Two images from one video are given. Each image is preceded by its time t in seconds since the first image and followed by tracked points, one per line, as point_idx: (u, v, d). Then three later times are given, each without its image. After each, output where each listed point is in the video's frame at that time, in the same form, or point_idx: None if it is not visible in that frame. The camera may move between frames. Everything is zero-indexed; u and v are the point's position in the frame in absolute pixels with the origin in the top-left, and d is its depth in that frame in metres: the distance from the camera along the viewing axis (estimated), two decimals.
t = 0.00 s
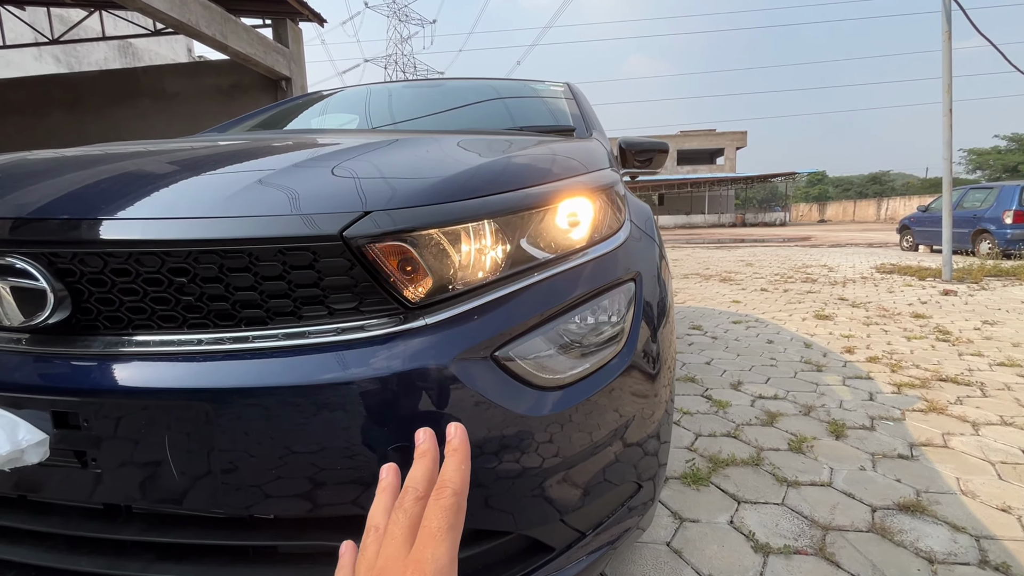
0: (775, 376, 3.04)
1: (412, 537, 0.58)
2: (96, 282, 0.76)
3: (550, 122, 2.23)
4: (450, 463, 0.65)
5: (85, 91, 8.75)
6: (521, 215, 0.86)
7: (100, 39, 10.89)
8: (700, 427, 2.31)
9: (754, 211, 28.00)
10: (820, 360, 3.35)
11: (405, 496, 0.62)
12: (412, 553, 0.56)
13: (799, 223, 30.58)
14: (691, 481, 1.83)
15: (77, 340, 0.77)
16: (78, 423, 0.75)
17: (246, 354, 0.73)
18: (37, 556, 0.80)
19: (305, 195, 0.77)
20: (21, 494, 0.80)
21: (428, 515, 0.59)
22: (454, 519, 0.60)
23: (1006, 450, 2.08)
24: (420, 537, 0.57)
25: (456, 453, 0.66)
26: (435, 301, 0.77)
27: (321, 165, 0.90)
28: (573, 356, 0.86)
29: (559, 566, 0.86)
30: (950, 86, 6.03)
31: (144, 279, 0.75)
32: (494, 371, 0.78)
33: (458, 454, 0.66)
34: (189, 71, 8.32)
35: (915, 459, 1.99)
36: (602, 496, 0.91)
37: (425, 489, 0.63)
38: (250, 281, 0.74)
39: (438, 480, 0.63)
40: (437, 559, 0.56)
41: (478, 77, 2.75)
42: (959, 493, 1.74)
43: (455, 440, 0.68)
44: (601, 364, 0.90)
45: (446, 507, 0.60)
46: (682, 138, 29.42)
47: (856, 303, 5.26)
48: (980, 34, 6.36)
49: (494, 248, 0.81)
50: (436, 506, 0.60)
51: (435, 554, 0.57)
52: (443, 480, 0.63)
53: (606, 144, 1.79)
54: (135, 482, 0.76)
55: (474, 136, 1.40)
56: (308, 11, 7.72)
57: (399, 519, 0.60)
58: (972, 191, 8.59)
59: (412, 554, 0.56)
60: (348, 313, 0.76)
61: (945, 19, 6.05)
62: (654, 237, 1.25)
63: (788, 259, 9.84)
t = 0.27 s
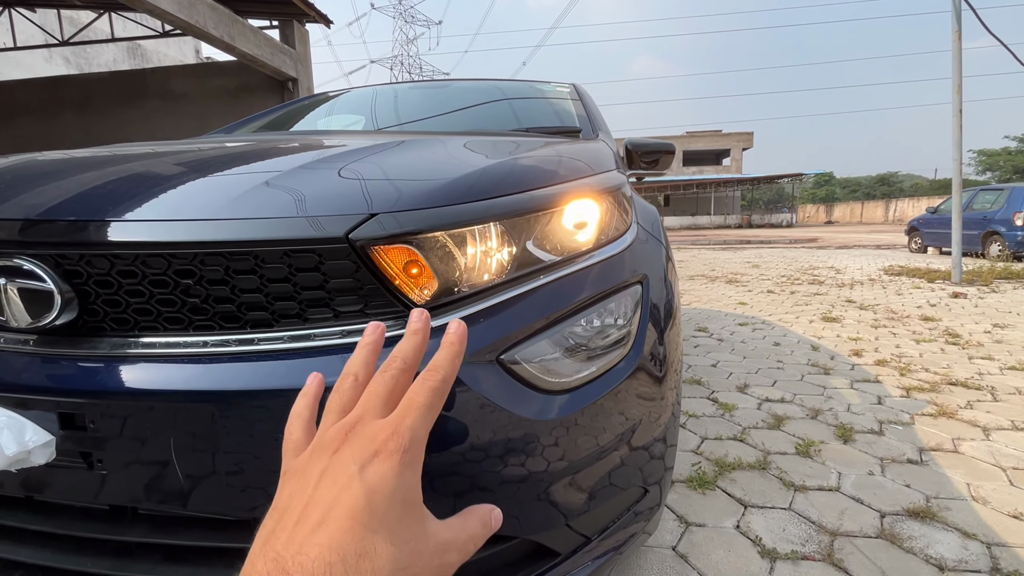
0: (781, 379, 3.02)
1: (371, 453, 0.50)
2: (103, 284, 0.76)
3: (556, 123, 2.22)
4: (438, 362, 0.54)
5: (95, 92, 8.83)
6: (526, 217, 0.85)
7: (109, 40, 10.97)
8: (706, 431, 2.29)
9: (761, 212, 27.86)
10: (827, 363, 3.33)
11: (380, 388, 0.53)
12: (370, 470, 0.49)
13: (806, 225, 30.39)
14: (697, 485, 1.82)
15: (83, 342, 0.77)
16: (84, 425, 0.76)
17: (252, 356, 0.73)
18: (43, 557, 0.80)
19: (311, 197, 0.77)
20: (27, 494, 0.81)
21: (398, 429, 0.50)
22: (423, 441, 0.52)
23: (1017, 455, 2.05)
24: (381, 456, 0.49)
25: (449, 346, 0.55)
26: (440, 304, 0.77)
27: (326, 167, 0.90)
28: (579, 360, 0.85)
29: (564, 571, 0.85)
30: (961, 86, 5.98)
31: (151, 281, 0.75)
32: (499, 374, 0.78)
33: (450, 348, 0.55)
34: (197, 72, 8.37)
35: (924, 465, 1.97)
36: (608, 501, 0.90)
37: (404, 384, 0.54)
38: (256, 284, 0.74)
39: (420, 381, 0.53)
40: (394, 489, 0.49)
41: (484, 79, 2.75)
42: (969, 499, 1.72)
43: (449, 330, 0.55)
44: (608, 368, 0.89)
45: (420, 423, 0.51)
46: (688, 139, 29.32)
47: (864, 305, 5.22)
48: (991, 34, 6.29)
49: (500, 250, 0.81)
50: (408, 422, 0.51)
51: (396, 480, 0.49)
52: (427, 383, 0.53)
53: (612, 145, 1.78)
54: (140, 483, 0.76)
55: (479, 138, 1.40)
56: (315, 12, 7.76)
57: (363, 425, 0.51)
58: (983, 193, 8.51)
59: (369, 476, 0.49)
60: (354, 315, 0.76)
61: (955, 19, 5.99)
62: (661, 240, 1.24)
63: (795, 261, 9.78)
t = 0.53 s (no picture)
0: (788, 383, 3.00)
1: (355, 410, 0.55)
2: (113, 293, 0.77)
3: (562, 127, 2.22)
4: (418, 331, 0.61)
5: (104, 94, 8.91)
6: (533, 225, 0.85)
7: (118, 43, 11.07)
8: (711, 436, 2.28)
9: (767, 215, 27.74)
10: (834, 368, 3.30)
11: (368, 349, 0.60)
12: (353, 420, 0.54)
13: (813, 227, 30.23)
14: (702, 491, 1.81)
15: (93, 349, 0.78)
16: (94, 432, 0.76)
17: (260, 365, 0.74)
18: (52, 561, 0.81)
19: (319, 206, 0.78)
20: (38, 499, 0.81)
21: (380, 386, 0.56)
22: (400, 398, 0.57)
23: None
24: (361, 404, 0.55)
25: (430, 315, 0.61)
26: (446, 313, 0.77)
27: (333, 175, 0.91)
28: (585, 368, 0.86)
29: None
30: (971, 88, 5.93)
31: (160, 289, 0.76)
32: (505, 382, 0.78)
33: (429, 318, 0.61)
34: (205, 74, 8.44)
35: (933, 472, 1.95)
36: (614, 509, 0.90)
37: (390, 344, 0.60)
38: (264, 293, 0.75)
39: (402, 342, 0.60)
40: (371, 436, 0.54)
41: (490, 82, 2.76)
42: (978, 508, 1.70)
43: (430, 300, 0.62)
44: (614, 376, 0.89)
45: (399, 380, 0.57)
46: (694, 142, 29.25)
47: (872, 309, 5.18)
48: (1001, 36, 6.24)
49: (506, 259, 0.81)
50: (389, 379, 0.57)
51: (373, 427, 0.54)
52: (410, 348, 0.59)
53: (617, 150, 1.78)
54: (148, 488, 0.77)
55: (485, 144, 1.40)
56: (321, 15, 7.80)
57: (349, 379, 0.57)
58: (992, 196, 8.43)
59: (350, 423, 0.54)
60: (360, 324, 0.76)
61: (964, 21, 5.95)
62: (667, 246, 1.24)
63: (801, 263, 9.73)
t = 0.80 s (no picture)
0: (792, 387, 3.00)
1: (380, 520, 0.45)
2: (121, 297, 0.78)
3: (566, 130, 2.23)
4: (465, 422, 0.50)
5: (112, 96, 8.98)
6: (535, 230, 0.86)
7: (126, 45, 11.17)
8: (714, 439, 2.28)
9: (772, 217, 27.64)
10: (839, 371, 3.29)
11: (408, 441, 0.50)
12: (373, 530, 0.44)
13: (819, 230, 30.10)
14: (704, 495, 1.81)
15: (101, 352, 0.79)
16: (101, 434, 0.78)
17: (264, 369, 0.75)
18: (59, 560, 0.82)
19: (323, 213, 0.79)
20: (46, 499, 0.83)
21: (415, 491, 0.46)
22: (441, 505, 0.47)
23: None
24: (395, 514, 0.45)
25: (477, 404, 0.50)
26: (448, 318, 0.78)
27: (337, 181, 0.92)
28: (586, 373, 0.86)
29: None
30: (978, 91, 5.90)
31: (167, 294, 0.77)
32: (506, 387, 0.78)
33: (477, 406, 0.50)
34: (212, 76, 8.50)
35: (937, 478, 1.94)
36: (614, 512, 0.90)
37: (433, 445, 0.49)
38: (268, 298, 0.76)
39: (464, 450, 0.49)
40: (403, 566, 0.43)
41: (494, 85, 2.77)
42: (983, 514, 1.69)
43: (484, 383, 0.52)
44: (614, 381, 0.89)
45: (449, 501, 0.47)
46: (700, 144, 29.20)
47: (877, 312, 5.16)
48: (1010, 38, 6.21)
49: (508, 264, 0.82)
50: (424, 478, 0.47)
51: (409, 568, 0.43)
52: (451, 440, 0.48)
53: (620, 154, 1.79)
54: (154, 490, 0.78)
55: (488, 148, 1.41)
56: (328, 17, 7.84)
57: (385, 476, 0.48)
58: (1001, 198, 8.38)
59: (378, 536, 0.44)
60: (363, 329, 0.77)
61: (972, 23, 5.92)
62: (669, 250, 1.24)
63: (806, 266, 9.69)
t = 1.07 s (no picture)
0: (795, 391, 2.99)
1: None
2: (127, 300, 0.79)
3: (569, 133, 2.24)
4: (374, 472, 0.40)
5: (120, 97, 9.06)
6: (536, 235, 0.87)
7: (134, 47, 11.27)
8: (716, 443, 2.28)
9: (777, 220, 27.55)
10: (843, 375, 3.28)
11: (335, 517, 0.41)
12: None
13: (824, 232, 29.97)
14: (706, 499, 1.81)
15: (107, 354, 0.80)
16: (107, 435, 0.79)
17: (267, 371, 0.76)
18: (65, 559, 0.83)
19: (325, 217, 0.80)
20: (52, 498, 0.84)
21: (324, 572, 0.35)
22: None
23: None
24: None
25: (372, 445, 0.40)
26: (449, 321, 0.79)
27: (341, 185, 0.93)
28: (586, 376, 0.87)
29: None
30: (985, 93, 5.88)
31: (172, 297, 0.78)
32: (505, 391, 0.79)
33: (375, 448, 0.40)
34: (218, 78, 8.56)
35: (941, 483, 1.93)
36: (614, 515, 0.91)
37: None
38: (271, 301, 0.77)
39: None
40: None
41: (498, 88, 2.78)
42: (986, 520, 1.69)
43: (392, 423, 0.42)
44: (614, 384, 0.90)
45: None
46: (704, 146, 29.17)
47: (882, 316, 5.14)
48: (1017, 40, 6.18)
49: (508, 268, 0.83)
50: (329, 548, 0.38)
51: None
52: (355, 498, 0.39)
53: (623, 157, 1.80)
54: (158, 490, 0.79)
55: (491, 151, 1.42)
56: (334, 19, 7.89)
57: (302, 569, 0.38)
58: (1008, 201, 8.32)
59: None
60: (365, 333, 0.78)
61: (979, 25, 5.90)
62: (669, 253, 1.25)
63: (811, 268, 9.66)
